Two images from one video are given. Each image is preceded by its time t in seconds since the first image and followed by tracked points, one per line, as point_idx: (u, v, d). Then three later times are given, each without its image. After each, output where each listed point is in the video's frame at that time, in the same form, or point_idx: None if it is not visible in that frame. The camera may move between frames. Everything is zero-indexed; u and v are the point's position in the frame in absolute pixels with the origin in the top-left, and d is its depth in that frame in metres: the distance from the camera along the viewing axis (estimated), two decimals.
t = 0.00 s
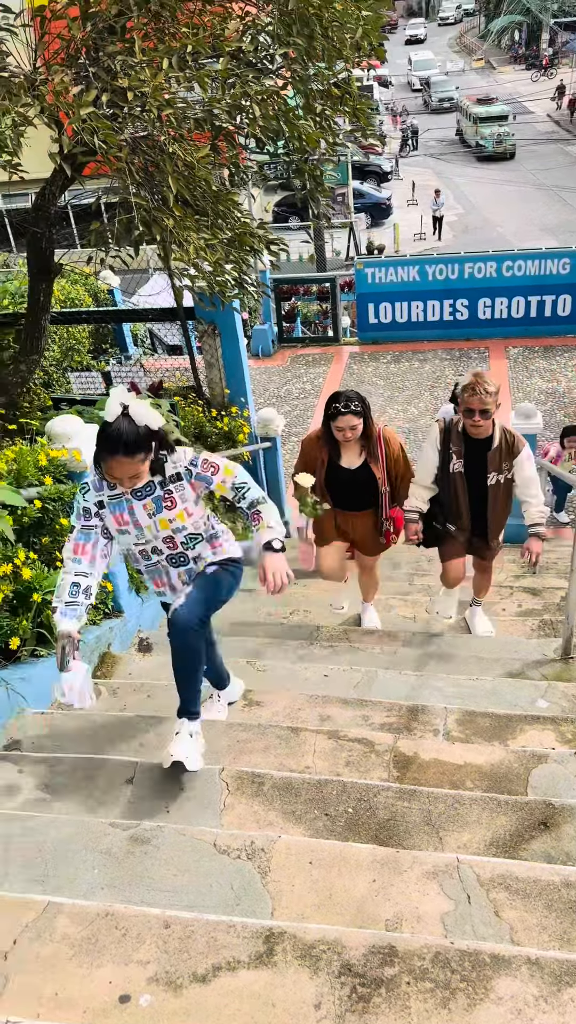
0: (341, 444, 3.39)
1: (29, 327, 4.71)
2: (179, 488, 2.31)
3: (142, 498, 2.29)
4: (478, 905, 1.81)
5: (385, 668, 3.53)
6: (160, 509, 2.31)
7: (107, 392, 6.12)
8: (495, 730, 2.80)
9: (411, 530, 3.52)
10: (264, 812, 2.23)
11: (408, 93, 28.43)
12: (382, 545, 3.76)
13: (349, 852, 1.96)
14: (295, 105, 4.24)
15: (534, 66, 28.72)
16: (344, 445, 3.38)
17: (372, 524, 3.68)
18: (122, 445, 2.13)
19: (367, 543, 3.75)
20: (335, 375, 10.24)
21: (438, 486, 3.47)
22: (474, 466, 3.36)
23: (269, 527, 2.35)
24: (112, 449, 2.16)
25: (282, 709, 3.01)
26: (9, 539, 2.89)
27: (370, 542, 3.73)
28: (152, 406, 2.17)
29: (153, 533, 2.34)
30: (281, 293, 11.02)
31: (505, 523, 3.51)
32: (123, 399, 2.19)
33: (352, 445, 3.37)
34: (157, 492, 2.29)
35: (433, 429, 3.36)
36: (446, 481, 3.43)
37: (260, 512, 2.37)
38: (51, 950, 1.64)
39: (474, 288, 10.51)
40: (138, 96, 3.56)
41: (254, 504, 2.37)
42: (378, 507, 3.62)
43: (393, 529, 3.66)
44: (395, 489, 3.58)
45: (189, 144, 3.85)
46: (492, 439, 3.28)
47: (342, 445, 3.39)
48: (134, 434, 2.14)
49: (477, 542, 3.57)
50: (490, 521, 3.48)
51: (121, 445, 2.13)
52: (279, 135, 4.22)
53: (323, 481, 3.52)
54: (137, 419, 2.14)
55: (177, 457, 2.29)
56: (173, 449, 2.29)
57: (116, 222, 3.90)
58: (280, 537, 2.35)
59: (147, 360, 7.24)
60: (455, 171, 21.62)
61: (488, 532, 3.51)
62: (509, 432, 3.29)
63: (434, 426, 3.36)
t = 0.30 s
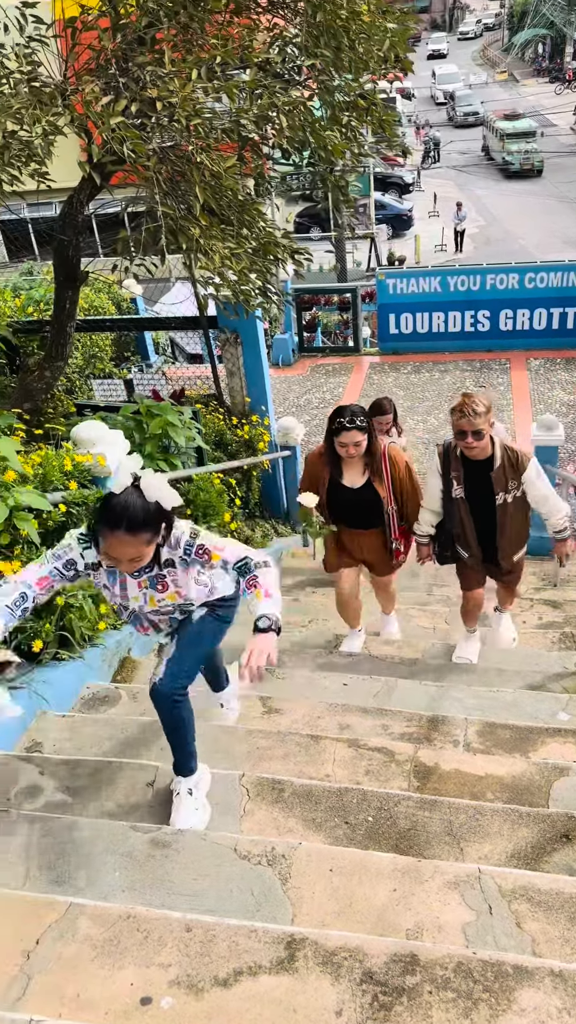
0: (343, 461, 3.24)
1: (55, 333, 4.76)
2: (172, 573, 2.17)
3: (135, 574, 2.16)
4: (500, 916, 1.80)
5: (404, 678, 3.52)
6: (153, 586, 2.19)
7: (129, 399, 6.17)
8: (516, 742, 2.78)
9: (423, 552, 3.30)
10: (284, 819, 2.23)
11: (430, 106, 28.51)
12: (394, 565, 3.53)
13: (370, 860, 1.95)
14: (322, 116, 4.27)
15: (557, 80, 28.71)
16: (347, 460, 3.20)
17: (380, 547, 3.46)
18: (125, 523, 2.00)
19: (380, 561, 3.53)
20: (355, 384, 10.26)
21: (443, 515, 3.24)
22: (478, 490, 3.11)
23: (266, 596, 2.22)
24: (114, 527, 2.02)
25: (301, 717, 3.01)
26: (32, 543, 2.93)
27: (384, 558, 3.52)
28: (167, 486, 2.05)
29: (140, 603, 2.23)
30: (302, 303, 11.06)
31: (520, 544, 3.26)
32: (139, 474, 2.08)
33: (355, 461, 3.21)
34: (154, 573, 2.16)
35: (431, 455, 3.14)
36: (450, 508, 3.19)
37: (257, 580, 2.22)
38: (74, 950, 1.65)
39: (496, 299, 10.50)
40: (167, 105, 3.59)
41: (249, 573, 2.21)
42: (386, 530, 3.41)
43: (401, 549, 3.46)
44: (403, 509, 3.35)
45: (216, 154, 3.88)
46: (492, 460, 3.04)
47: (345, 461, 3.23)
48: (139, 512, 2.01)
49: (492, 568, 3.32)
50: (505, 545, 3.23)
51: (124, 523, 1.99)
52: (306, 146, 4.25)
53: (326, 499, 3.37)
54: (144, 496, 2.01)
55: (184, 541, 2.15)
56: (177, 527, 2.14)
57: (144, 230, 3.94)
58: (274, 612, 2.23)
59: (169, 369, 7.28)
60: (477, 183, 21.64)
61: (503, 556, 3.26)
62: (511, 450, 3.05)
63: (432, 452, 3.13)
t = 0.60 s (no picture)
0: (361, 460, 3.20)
1: (82, 340, 4.83)
2: (165, 572, 1.94)
3: (124, 562, 1.93)
4: (516, 919, 1.81)
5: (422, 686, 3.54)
6: (140, 583, 1.96)
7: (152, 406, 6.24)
8: (533, 750, 2.80)
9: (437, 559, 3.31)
10: (302, 819, 2.26)
11: (455, 119, 28.58)
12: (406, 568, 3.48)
13: (388, 861, 1.98)
14: (348, 129, 4.31)
15: None
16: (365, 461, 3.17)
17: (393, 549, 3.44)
18: (94, 486, 1.73)
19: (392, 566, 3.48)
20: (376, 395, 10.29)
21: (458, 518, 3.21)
22: (495, 494, 3.08)
23: (267, 634, 2.08)
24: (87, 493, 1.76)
25: (319, 721, 3.04)
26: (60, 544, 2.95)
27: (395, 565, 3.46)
28: (157, 454, 1.76)
29: (124, 600, 2.02)
30: (324, 314, 11.11)
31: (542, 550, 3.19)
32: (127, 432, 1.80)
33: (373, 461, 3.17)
34: (141, 567, 1.94)
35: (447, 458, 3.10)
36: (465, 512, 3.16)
37: (257, 615, 2.05)
38: (96, 939, 1.69)
39: (518, 311, 10.50)
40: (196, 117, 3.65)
41: (252, 606, 2.03)
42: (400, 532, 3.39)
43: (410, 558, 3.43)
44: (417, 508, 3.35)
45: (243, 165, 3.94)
46: (512, 463, 3.00)
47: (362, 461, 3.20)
48: (114, 477, 1.74)
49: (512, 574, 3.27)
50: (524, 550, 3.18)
51: (92, 485, 1.73)
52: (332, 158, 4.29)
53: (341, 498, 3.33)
54: (124, 460, 1.75)
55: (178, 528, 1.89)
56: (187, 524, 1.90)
57: (171, 240, 4.00)
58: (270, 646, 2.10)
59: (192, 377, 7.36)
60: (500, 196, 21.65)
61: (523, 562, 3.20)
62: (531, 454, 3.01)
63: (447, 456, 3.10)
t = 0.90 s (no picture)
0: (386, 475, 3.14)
1: (105, 346, 4.94)
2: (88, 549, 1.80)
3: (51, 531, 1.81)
4: (517, 908, 1.86)
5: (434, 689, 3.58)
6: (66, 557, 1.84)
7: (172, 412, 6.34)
8: (541, 753, 2.84)
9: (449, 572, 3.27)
10: (311, 811, 2.32)
11: (478, 133, 28.68)
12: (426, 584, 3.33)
13: (394, 851, 2.03)
14: (369, 142, 4.39)
15: None
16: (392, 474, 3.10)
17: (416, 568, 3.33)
18: (11, 430, 1.61)
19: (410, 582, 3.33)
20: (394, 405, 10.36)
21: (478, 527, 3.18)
22: (521, 506, 3.08)
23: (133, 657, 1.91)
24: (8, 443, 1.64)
25: (331, 720, 3.10)
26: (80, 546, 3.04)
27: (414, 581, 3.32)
28: (85, 398, 1.67)
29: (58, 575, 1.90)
30: (344, 324, 11.20)
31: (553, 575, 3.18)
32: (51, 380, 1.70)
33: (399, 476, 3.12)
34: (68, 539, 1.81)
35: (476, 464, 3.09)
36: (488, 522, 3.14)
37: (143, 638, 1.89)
38: (111, 916, 1.75)
39: (538, 324, 10.54)
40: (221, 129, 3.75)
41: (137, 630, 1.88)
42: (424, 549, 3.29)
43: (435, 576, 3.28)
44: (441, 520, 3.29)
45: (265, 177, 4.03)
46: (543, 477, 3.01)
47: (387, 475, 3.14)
48: (33, 422, 1.62)
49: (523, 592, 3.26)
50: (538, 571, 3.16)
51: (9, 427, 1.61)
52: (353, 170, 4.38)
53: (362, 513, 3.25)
54: (45, 404, 1.63)
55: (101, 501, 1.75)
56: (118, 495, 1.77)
57: (194, 249, 4.10)
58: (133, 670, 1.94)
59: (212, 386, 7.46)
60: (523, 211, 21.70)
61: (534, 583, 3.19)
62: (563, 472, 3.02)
63: (477, 462, 3.09)
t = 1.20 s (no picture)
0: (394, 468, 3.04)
1: (125, 351, 5.05)
2: (52, 495, 1.71)
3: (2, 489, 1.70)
4: (513, 893, 1.92)
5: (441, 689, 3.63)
6: (25, 514, 1.72)
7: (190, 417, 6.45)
8: (544, 750, 2.89)
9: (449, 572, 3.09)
10: (316, 799, 2.38)
11: (499, 147, 28.77)
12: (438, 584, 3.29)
13: (395, 837, 2.09)
14: (387, 154, 4.47)
15: None
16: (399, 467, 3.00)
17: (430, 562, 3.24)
18: None
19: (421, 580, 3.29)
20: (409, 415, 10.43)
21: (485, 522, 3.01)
22: (531, 500, 2.91)
23: (153, 608, 1.81)
24: None
25: (338, 716, 3.16)
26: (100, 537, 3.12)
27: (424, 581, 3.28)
28: (13, 343, 1.59)
29: (11, 547, 1.76)
30: (360, 334, 11.30)
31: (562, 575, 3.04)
32: None
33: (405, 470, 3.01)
34: (24, 491, 1.70)
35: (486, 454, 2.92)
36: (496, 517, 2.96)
37: (147, 579, 1.81)
38: (120, 889, 1.82)
39: (554, 337, 10.58)
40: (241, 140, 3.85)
41: (147, 570, 1.80)
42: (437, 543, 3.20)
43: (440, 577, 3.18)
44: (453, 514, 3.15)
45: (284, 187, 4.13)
46: (555, 468, 2.84)
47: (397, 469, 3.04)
48: None
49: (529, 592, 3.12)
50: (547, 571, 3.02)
51: None
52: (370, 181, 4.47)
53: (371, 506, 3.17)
54: None
55: (52, 438, 1.68)
56: (67, 436, 1.70)
57: (212, 258, 4.21)
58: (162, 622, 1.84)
59: (229, 393, 7.57)
60: (543, 225, 21.75)
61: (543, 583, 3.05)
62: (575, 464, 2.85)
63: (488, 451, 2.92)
